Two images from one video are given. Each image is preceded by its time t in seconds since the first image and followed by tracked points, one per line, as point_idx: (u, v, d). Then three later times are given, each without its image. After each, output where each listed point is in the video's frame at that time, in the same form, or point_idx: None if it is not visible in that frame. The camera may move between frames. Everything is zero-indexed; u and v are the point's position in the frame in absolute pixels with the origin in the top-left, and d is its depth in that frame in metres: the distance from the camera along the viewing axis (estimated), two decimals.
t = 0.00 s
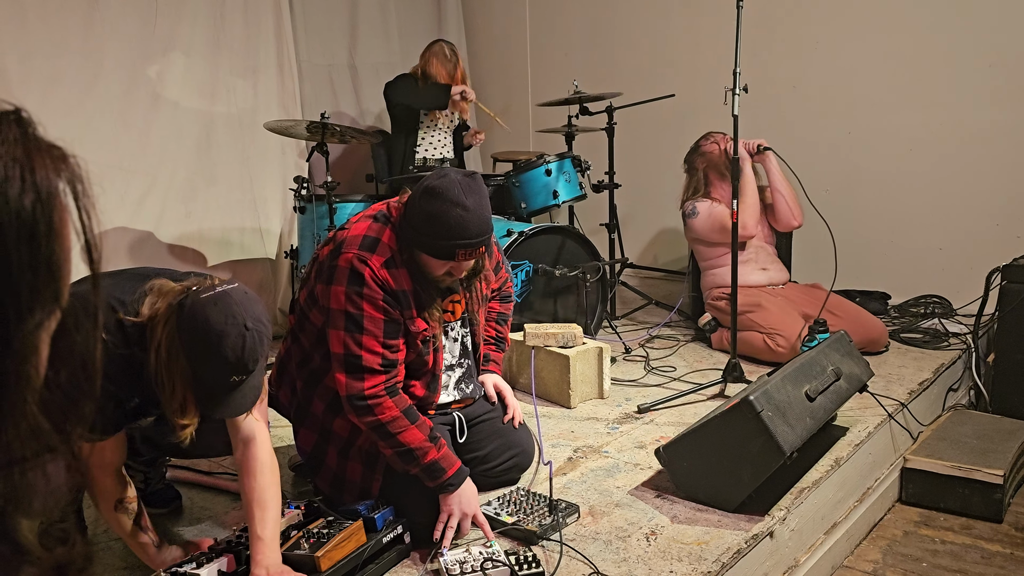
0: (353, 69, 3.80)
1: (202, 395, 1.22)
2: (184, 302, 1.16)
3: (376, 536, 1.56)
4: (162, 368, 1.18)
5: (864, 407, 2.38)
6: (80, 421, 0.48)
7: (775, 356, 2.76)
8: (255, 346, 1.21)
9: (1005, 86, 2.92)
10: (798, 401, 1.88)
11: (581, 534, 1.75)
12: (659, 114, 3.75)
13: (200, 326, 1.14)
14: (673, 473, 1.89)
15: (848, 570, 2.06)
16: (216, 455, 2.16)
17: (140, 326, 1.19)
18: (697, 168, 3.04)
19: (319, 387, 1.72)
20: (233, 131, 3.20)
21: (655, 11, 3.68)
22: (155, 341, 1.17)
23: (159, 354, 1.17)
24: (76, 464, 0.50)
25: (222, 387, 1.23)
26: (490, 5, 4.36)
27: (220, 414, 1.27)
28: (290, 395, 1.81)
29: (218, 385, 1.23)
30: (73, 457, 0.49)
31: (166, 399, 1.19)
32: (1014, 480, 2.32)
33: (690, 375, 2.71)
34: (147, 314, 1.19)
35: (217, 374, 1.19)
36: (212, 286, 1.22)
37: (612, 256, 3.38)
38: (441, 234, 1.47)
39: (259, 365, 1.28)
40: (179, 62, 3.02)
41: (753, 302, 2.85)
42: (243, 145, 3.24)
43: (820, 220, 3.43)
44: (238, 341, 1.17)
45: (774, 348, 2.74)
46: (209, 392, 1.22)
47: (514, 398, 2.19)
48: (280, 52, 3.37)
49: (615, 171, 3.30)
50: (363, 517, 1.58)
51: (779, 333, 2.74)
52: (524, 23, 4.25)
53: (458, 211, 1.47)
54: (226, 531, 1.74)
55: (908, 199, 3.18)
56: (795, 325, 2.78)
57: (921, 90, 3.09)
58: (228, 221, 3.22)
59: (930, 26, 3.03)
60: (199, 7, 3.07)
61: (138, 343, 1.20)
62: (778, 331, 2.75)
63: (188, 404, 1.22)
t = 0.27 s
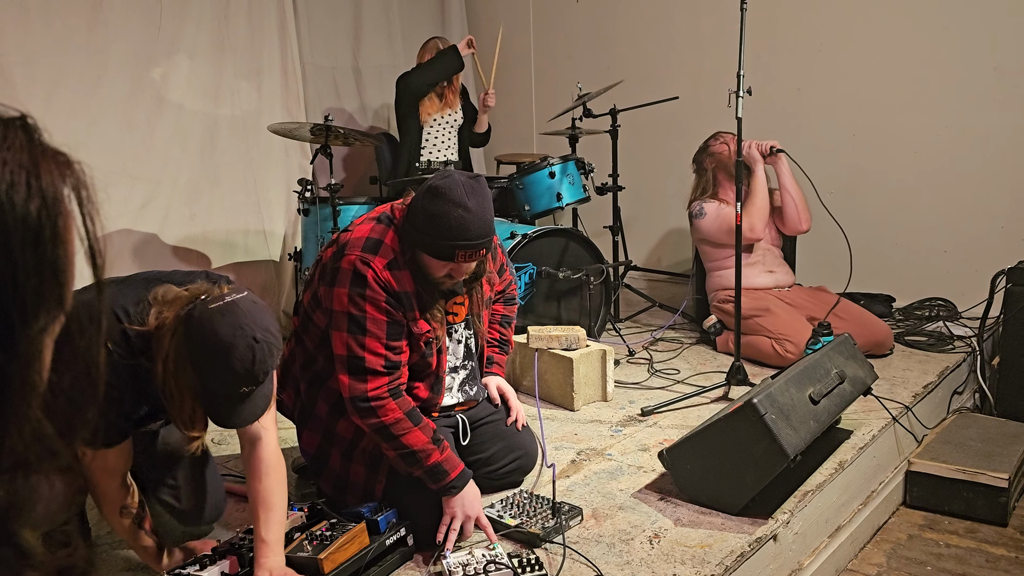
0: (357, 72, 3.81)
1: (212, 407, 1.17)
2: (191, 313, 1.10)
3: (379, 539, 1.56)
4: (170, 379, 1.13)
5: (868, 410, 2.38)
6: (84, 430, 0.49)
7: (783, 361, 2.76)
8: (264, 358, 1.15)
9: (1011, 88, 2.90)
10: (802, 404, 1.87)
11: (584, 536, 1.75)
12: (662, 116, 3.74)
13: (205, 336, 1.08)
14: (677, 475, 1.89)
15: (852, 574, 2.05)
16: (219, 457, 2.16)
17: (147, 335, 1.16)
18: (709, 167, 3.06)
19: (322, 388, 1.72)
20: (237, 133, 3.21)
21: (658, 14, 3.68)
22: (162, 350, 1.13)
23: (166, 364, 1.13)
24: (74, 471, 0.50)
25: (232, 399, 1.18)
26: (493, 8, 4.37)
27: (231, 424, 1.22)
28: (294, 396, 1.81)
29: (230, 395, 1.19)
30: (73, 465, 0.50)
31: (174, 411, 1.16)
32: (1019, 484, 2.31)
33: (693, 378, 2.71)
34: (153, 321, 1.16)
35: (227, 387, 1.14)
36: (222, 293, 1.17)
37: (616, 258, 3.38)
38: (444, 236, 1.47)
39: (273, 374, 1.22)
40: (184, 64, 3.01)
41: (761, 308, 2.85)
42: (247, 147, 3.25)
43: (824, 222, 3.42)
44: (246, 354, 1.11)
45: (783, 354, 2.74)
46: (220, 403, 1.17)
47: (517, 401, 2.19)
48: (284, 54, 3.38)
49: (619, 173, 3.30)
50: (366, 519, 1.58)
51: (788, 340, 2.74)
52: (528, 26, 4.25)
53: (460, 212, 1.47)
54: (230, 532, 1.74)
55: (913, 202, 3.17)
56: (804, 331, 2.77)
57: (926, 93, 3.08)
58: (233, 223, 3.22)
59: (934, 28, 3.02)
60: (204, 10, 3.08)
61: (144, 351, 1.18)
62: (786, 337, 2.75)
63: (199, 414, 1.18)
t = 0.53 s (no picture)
0: (366, 74, 3.82)
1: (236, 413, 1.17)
2: (221, 317, 1.11)
3: (388, 541, 1.56)
4: (196, 386, 1.13)
5: (878, 412, 2.37)
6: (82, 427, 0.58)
7: (789, 360, 2.74)
8: (292, 365, 1.17)
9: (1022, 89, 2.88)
10: (811, 407, 1.87)
11: (592, 539, 1.75)
12: (671, 118, 3.74)
13: (239, 341, 1.10)
14: (685, 478, 1.89)
15: None
16: (229, 458, 2.17)
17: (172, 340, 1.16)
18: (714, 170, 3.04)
19: (331, 390, 1.72)
20: (247, 135, 3.21)
21: (667, 15, 3.68)
22: (189, 355, 1.13)
23: (193, 369, 1.12)
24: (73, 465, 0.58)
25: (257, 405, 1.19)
26: (502, 9, 4.37)
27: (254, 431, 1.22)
28: (303, 398, 1.81)
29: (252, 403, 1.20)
30: (75, 464, 0.58)
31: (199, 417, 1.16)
32: None
33: (702, 380, 2.70)
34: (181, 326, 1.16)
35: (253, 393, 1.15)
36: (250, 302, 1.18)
37: (624, 260, 3.38)
38: (453, 238, 1.47)
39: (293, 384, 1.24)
40: (194, 67, 3.02)
41: (766, 307, 2.84)
42: (257, 150, 3.26)
43: (834, 224, 3.40)
44: (275, 361, 1.13)
45: (787, 352, 2.73)
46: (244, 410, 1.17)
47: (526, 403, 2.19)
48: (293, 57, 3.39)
49: (628, 175, 3.29)
50: (374, 521, 1.58)
51: (792, 338, 2.73)
52: (537, 27, 4.25)
53: (469, 214, 1.47)
54: (239, 534, 1.75)
55: (923, 203, 3.16)
56: (809, 330, 2.76)
57: (936, 94, 3.06)
58: (242, 225, 3.23)
59: (945, 29, 3.00)
60: (214, 13, 3.09)
61: (166, 355, 1.18)
62: (790, 335, 2.74)
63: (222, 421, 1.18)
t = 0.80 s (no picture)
0: (377, 75, 3.82)
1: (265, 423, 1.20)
2: (252, 327, 1.15)
3: (398, 541, 1.56)
4: (228, 392, 1.16)
5: (891, 414, 2.35)
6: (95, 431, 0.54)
7: (799, 358, 2.73)
8: (319, 378, 1.19)
9: None
10: (823, 408, 1.86)
11: (603, 540, 1.75)
12: (682, 117, 3.72)
13: (267, 353, 1.12)
14: (696, 479, 1.88)
15: None
16: (241, 458, 2.18)
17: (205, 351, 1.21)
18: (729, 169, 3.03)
19: (342, 391, 1.73)
20: (258, 136, 3.22)
21: (678, 14, 3.66)
22: (218, 365, 1.17)
23: (223, 379, 1.17)
24: (87, 470, 0.55)
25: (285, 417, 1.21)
26: (513, 9, 4.37)
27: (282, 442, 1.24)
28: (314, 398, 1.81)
29: (282, 413, 1.22)
30: (86, 468, 0.55)
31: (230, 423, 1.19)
32: None
33: (713, 381, 2.69)
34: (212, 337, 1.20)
35: (281, 404, 1.17)
36: (282, 312, 1.21)
37: (635, 260, 3.37)
38: (465, 239, 1.47)
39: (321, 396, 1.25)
40: (206, 68, 3.03)
41: (775, 305, 2.83)
42: (268, 151, 3.27)
43: (846, 224, 3.38)
44: (303, 373, 1.15)
45: (796, 350, 2.72)
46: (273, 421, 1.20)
47: (537, 404, 2.19)
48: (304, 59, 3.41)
49: (639, 175, 3.28)
50: (385, 521, 1.59)
51: (801, 336, 2.72)
52: (547, 27, 4.24)
53: (480, 215, 1.47)
54: (251, 533, 1.76)
55: (936, 203, 3.14)
56: (819, 329, 2.75)
57: (949, 93, 3.04)
58: (254, 226, 3.24)
59: (959, 27, 2.98)
60: (226, 14, 3.09)
61: (197, 363, 1.23)
62: (800, 333, 2.73)
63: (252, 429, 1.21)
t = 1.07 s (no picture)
0: (384, 77, 3.83)
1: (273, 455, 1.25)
2: (266, 359, 1.21)
3: (405, 543, 1.57)
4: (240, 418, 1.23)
5: (898, 416, 2.34)
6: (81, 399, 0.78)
7: (807, 364, 2.73)
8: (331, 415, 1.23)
9: None
10: (830, 411, 1.85)
11: (610, 542, 1.75)
12: (688, 119, 3.72)
13: (281, 387, 1.18)
14: (702, 482, 1.88)
15: None
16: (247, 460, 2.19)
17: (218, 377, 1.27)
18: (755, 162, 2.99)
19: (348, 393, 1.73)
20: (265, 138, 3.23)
21: (685, 16, 3.66)
22: (231, 393, 1.24)
23: (235, 410, 1.24)
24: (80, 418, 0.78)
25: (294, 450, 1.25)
26: (519, 11, 4.38)
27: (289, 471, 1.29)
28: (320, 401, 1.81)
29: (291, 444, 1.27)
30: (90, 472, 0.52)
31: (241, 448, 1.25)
32: None
33: (720, 383, 2.68)
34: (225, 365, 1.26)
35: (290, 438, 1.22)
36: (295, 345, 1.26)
37: (642, 261, 3.36)
38: (468, 241, 1.47)
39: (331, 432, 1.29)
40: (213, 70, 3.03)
41: (785, 310, 2.82)
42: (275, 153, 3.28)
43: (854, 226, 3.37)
44: (315, 409, 1.20)
45: (804, 356, 2.72)
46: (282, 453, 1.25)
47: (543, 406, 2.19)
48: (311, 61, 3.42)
49: (645, 176, 3.28)
50: (391, 523, 1.59)
51: (810, 342, 2.71)
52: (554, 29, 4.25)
53: (484, 216, 1.47)
54: (257, 535, 1.77)
55: (944, 204, 3.12)
56: (829, 334, 2.74)
57: (958, 94, 3.03)
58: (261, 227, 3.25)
59: (967, 27, 2.97)
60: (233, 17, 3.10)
61: (209, 392, 1.28)
62: (809, 339, 2.72)
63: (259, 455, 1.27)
